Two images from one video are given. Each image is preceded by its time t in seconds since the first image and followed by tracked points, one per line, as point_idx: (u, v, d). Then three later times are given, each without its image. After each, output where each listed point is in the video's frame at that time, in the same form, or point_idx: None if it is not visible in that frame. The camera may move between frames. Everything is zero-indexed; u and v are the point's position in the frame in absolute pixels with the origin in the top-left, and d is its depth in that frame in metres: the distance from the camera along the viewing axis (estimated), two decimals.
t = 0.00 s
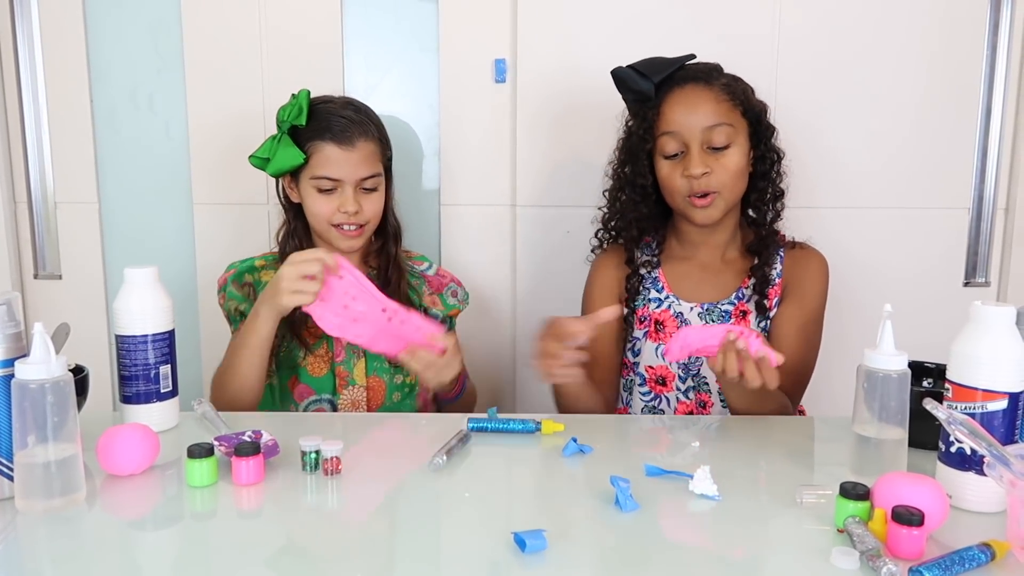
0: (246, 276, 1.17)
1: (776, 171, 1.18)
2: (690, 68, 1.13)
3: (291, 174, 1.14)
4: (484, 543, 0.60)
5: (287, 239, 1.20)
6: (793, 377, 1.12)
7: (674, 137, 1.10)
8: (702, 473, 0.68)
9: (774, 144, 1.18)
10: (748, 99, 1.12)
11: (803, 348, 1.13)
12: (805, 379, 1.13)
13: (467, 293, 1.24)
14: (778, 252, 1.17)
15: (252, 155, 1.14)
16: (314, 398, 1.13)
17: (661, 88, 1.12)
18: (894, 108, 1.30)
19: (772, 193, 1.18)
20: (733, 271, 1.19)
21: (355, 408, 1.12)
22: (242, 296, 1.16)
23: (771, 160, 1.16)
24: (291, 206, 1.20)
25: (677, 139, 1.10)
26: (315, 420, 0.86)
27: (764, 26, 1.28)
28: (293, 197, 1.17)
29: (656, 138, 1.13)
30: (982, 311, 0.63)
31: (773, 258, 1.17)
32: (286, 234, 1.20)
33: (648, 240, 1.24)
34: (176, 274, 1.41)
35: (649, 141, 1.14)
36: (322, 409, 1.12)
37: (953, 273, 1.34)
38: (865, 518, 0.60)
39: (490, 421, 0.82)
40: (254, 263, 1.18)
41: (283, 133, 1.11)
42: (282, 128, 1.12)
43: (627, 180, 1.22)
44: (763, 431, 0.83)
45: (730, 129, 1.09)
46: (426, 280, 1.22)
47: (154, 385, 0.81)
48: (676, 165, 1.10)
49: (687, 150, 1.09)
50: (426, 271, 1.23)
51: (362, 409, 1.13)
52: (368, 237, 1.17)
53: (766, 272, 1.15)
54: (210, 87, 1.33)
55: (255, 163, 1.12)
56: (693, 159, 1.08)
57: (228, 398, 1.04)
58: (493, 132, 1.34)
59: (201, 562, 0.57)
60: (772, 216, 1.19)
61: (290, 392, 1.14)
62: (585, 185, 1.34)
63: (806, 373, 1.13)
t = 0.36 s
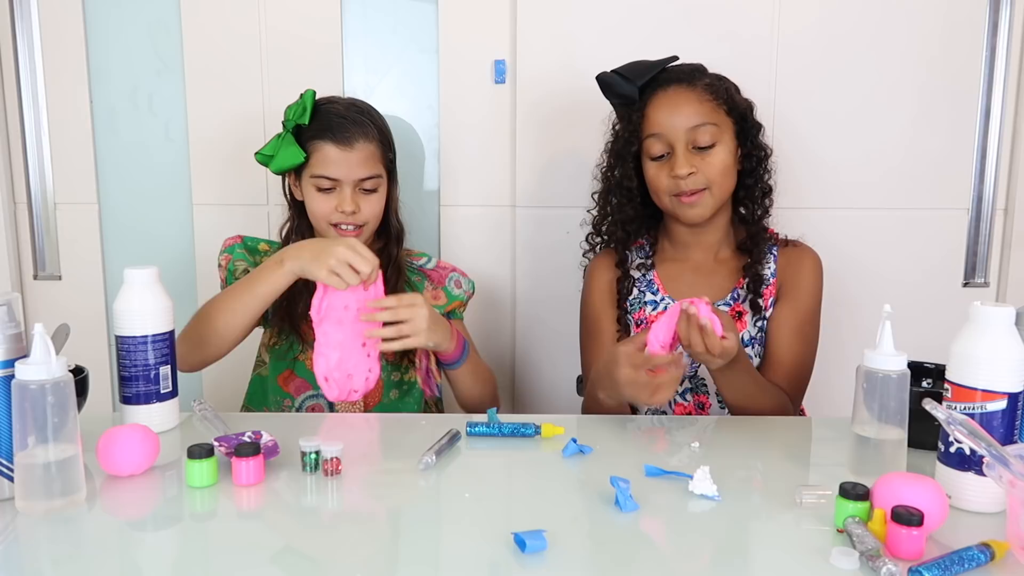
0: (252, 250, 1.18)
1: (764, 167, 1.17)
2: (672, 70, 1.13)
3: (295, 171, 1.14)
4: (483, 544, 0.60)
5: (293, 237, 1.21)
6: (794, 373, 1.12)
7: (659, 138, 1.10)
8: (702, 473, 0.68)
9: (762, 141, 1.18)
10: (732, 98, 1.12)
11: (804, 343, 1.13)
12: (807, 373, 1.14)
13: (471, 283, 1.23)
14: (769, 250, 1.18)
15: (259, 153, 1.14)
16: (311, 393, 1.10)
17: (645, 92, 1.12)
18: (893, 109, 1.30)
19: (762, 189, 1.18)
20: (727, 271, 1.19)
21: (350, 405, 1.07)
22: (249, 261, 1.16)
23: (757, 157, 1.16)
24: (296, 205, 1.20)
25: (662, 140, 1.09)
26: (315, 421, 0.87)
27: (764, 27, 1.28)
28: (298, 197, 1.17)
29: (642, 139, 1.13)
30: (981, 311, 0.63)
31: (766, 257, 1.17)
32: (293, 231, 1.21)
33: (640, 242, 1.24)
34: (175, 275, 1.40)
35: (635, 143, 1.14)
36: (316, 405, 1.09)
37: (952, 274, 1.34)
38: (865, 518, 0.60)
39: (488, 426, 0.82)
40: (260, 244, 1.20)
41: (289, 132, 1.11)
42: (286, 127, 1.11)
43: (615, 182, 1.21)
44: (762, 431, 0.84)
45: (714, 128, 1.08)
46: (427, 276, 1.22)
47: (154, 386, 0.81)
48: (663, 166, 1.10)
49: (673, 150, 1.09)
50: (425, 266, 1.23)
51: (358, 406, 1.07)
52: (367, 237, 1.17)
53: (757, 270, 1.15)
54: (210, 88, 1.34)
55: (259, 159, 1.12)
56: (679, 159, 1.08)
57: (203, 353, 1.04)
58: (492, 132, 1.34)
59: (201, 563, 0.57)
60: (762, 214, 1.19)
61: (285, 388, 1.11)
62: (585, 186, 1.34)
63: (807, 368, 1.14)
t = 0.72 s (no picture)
0: (245, 268, 1.19)
1: (759, 165, 1.19)
2: (668, 72, 1.14)
3: (295, 171, 1.15)
4: (483, 546, 0.60)
5: (293, 237, 1.20)
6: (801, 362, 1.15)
7: (660, 138, 1.10)
8: (700, 475, 0.69)
9: (756, 138, 1.19)
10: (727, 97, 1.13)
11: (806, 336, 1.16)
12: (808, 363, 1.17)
13: (468, 256, 1.23)
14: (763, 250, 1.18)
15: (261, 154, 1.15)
16: (307, 395, 1.08)
17: (643, 93, 1.13)
18: (891, 111, 1.30)
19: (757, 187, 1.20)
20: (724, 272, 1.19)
21: (348, 405, 1.07)
22: (240, 284, 1.17)
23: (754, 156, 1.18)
24: (296, 206, 1.21)
25: (663, 139, 1.10)
26: (316, 423, 0.87)
27: (763, 29, 1.28)
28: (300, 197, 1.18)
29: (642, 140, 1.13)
30: (978, 314, 0.64)
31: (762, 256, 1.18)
32: (292, 231, 1.21)
33: (637, 244, 1.24)
34: (175, 276, 1.41)
35: (635, 144, 1.14)
36: (313, 407, 1.07)
37: (950, 276, 1.34)
38: (863, 520, 0.61)
39: (489, 428, 0.82)
40: (255, 259, 1.21)
41: (290, 132, 1.12)
42: (290, 128, 1.12)
43: (614, 185, 1.22)
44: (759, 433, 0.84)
45: (713, 126, 1.09)
46: (424, 263, 1.22)
47: (155, 388, 0.81)
48: (664, 165, 1.10)
49: (674, 149, 1.09)
50: (420, 255, 1.23)
51: (355, 407, 1.08)
52: (363, 238, 1.17)
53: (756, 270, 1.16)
54: (210, 89, 1.34)
55: (261, 160, 1.13)
56: (681, 156, 1.08)
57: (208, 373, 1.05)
58: (492, 133, 1.34)
59: (202, 565, 0.57)
60: (756, 212, 1.21)
61: (283, 391, 1.09)
62: (585, 187, 1.35)
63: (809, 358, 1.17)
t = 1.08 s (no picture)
0: (246, 282, 1.18)
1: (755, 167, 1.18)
2: (660, 75, 1.13)
3: (284, 172, 1.15)
4: (481, 548, 0.60)
5: (286, 241, 1.20)
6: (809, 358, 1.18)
7: (649, 143, 1.10)
8: (698, 477, 0.69)
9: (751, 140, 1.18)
10: (720, 100, 1.12)
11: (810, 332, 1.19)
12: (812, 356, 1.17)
13: (461, 248, 1.23)
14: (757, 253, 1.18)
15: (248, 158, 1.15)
16: (310, 402, 1.07)
17: (634, 97, 1.12)
18: (890, 112, 1.30)
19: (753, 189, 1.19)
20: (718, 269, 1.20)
21: (350, 409, 1.07)
22: (247, 303, 1.16)
23: (750, 156, 1.17)
24: (287, 210, 1.21)
25: (652, 144, 1.10)
26: (315, 425, 0.87)
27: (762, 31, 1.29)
28: (289, 201, 1.18)
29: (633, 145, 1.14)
30: (975, 316, 0.64)
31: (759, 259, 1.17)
32: (285, 236, 1.21)
33: (633, 245, 1.24)
34: (174, 278, 1.41)
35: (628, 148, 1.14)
36: (318, 411, 1.06)
37: (948, 277, 1.34)
38: (860, 522, 0.61)
39: (488, 430, 0.82)
40: (251, 272, 1.20)
41: (278, 134, 1.13)
42: (276, 130, 1.13)
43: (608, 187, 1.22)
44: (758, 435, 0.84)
45: (703, 131, 1.08)
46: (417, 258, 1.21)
47: (153, 390, 0.82)
48: (654, 170, 1.10)
49: (663, 154, 1.09)
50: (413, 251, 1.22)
51: (357, 410, 1.08)
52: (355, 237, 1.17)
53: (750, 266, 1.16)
54: (208, 91, 1.34)
55: (250, 163, 1.13)
56: (670, 162, 1.08)
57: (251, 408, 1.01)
58: (490, 134, 1.34)
59: (200, 567, 0.57)
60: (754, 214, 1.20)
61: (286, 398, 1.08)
62: (584, 189, 1.35)
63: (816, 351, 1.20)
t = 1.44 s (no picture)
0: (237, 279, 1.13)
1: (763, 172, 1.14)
2: (672, 70, 1.11)
3: (274, 172, 1.13)
4: (475, 564, 0.57)
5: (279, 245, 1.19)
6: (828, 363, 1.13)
7: (648, 138, 1.08)
8: (702, 489, 0.66)
9: (764, 146, 1.14)
10: (728, 103, 1.09)
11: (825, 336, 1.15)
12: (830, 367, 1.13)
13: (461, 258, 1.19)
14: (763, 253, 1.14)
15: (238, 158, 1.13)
16: (300, 407, 1.05)
17: (641, 91, 1.10)
18: (895, 111, 1.28)
19: (760, 197, 1.15)
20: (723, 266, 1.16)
21: (341, 416, 1.04)
22: (240, 297, 1.12)
23: (758, 161, 1.13)
24: (279, 211, 1.19)
25: (652, 140, 1.08)
26: (307, 435, 0.84)
27: (764, 29, 1.26)
28: (279, 202, 1.16)
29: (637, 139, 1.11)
30: (988, 322, 0.61)
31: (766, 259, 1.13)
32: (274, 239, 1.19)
33: (635, 245, 1.22)
34: (166, 280, 1.38)
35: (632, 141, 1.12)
36: (308, 419, 1.05)
37: (955, 279, 1.32)
38: (872, 537, 0.58)
39: (483, 438, 0.80)
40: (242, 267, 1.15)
41: (268, 133, 1.11)
42: (267, 129, 1.12)
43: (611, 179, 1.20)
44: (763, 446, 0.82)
45: (703, 132, 1.05)
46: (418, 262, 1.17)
47: (139, 398, 0.79)
48: (651, 167, 1.08)
49: (660, 151, 1.07)
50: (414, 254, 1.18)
51: (348, 418, 1.04)
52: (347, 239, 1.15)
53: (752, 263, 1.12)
54: (201, 90, 1.31)
55: (240, 164, 1.12)
56: (665, 160, 1.05)
57: (228, 404, 0.99)
58: (488, 134, 1.32)
59: None
60: (761, 216, 1.17)
61: (276, 403, 1.06)
62: (583, 190, 1.32)
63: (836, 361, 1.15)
